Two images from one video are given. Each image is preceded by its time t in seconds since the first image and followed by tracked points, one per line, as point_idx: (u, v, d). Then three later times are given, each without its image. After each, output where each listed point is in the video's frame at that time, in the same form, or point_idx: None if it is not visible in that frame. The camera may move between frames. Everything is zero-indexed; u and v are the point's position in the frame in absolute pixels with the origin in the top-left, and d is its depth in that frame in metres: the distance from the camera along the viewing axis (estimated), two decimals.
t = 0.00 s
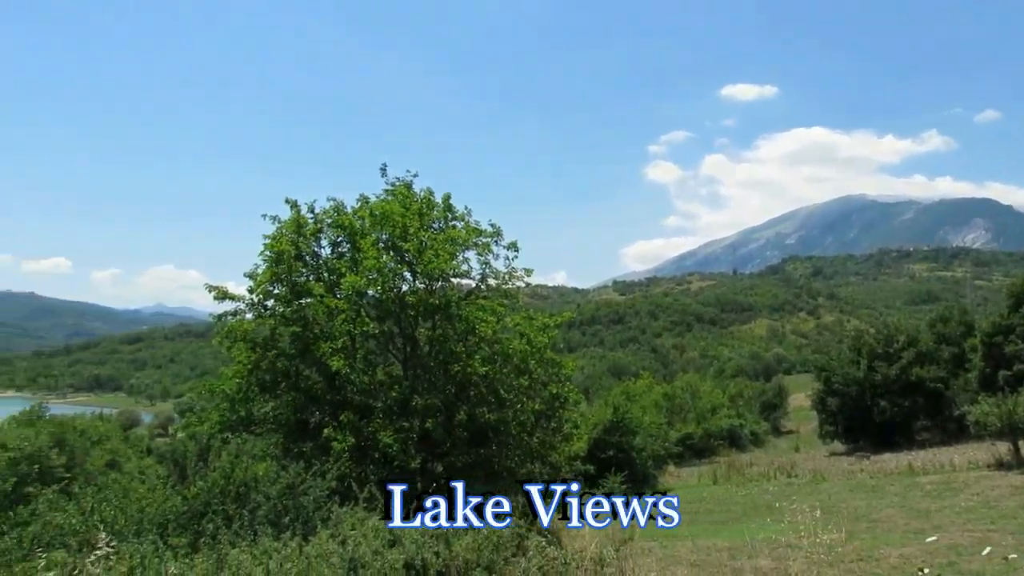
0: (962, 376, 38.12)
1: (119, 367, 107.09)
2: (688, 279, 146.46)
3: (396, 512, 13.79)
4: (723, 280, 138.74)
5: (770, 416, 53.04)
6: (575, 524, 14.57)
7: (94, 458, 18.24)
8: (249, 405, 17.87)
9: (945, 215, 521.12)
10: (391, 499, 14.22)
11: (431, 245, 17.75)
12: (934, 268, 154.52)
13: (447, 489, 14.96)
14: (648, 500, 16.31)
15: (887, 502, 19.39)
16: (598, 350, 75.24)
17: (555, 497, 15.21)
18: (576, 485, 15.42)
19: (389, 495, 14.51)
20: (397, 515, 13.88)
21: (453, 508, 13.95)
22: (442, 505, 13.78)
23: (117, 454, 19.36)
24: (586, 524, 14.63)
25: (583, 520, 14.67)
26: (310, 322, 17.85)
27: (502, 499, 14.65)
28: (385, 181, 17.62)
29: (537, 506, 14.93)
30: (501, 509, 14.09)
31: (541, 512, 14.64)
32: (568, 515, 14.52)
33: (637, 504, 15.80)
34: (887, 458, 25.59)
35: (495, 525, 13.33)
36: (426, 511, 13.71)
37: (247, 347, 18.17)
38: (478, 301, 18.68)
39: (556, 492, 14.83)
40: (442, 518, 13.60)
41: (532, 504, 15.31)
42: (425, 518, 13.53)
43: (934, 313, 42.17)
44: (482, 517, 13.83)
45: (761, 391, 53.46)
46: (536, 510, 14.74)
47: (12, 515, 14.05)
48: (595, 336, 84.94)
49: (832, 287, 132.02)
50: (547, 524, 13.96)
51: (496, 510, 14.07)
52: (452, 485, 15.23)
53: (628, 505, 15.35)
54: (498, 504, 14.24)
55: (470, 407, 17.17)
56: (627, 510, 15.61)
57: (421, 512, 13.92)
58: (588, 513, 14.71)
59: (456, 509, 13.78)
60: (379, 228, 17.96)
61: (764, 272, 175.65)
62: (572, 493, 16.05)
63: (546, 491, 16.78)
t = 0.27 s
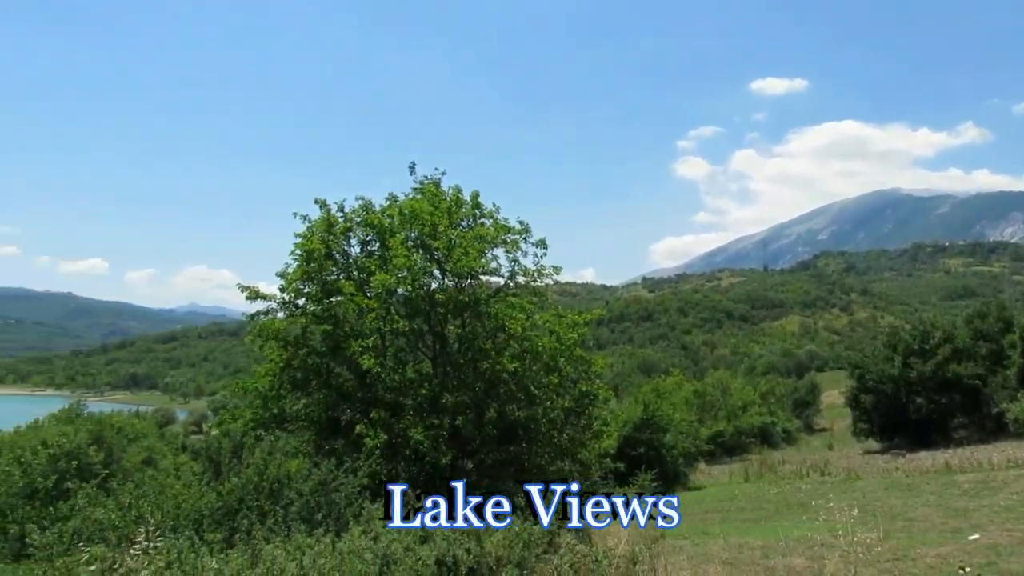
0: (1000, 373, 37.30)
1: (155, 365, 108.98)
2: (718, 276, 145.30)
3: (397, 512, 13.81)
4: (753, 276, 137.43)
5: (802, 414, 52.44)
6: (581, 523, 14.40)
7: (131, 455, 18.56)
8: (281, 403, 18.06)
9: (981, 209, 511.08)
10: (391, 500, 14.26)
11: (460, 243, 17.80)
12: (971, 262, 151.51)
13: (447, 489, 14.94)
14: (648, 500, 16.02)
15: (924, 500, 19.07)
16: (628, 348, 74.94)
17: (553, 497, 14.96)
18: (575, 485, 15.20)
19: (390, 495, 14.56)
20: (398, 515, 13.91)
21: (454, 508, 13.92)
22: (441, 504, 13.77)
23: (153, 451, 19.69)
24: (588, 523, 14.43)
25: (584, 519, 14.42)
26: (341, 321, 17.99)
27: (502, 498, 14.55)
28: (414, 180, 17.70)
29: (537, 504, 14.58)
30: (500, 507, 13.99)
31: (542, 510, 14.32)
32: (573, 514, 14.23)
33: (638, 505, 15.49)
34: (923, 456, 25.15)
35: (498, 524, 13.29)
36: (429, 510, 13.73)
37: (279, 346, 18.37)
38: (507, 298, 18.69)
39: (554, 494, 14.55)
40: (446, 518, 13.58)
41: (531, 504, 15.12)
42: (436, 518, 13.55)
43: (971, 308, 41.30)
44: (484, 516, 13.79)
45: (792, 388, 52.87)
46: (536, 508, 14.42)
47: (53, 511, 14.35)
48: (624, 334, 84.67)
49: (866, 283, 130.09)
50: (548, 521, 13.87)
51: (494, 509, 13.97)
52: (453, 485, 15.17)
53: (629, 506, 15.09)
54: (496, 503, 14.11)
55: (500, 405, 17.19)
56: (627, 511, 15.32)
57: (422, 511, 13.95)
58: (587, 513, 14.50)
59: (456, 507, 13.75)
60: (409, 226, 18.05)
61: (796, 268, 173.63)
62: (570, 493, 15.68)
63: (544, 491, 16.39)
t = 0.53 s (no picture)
0: None
1: (192, 359, 111.01)
2: (751, 269, 143.76)
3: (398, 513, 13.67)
4: (788, 270, 135.75)
5: (838, 409, 51.72)
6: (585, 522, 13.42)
7: (170, 447, 18.92)
8: (315, 397, 18.23)
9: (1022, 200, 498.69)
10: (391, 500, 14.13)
11: (492, 237, 17.79)
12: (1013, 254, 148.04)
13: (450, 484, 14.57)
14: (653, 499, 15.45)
15: (965, 497, 18.69)
16: (660, 342, 74.58)
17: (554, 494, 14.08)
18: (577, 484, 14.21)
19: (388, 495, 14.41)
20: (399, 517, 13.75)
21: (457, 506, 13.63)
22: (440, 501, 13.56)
23: (191, 443, 20.03)
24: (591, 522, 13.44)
25: (585, 516, 13.53)
26: (374, 316, 18.10)
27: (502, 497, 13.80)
28: (445, 175, 17.73)
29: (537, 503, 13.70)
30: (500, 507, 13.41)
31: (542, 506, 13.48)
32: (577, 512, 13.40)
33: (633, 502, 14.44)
34: (964, 452, 24.66)
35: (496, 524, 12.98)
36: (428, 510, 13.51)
37: (313, 341, 18.53)
38: (539, 293, 18.66)
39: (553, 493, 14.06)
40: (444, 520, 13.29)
41: (530, 504, 14.42)
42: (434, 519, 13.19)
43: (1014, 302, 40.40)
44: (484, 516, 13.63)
45: (828, 383, 52.18)
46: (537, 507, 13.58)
47: (97, 502, 14.69)
48: (656, 328, 84.25)
49: (904, 276, 127.80)
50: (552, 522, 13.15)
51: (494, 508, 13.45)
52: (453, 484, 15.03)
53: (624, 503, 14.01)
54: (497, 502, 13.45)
55: (532, 399, 17.16)
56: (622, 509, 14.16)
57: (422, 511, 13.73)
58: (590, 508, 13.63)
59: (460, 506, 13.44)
60: (440, 221, 18.08)
61: (831, 261, 171.16)
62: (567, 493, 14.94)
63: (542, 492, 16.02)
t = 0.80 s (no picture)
0: None
1: (240, 355, 113.40)
2: (796, 263, 141.56)
3: (398, 513, 13.67)
4: (834, 264, 133.29)
5: (888, 405, 50.65)
6: (585, 523, 12.83)
7: (220, 441, 19.32)
8: (361, 392, 18.43)
9: None
10: (392, 500, 14.14)
11: (535, 233, 17.80)
12: None
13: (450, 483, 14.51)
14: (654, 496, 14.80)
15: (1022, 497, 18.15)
16: (703, 337, 73.97)
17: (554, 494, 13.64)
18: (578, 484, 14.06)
19: (388, 495, 14.38)
20: (399, 516, 13.74)
21: (456, 505, 13.57)
22: (441, 502, 13.54)
23: (239, 438, 20.44)
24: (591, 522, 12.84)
25: (585, 516, 12.93)
26: (417, 312, 18.25)
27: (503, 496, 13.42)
28: (487, 172, 17.79)
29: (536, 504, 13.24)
30: (501, 506, 13.14)
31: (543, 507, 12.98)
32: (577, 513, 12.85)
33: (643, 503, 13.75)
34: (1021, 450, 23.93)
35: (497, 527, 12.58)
36: (429, 509, 13.47)
37: (358, 337, 18.74)
38: (581, 288, 18.62)
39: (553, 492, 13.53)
40: (446, 518, 13.26)
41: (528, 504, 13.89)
42: (434, 517, 13.20)
43: None
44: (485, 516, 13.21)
45: (877, 378, 51.14)
46: (536, 506, 12.98)
47: (151, 494, 15.08)
48: (699, 323, 83.48)
49: (956, 269, 124.53)
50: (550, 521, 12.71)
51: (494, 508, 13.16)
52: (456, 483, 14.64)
53: (634, 505, 13.05)
54: (497, 501, 13.12)
55: (575, 395, 17.15)
56: (632, 511, 13.13)
57: (422, 510, 13.70)
58: (590, 508, 12.98)
59: (460, 505, 13.35)
60: (482, 218, 18.14)
61: (879, 254, 167.57)
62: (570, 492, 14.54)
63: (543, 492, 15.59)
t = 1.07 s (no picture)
0: None
1: (286, 353, 115.34)
2: (843, 258, 138.96)
3: (399, 512, 13.62)
4: (883, 258, 130.47)
5: (940, 403, 49.47)
6: (585, 523, 12.33)
7: (267, 438, 19.63)
8: (405, 389, 18.55)
9: None
10: (393, 501, 13.99)
11: (577, 229, 17.73)
12: None
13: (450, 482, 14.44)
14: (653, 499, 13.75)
15: None
16: (747, 333, 73.09)
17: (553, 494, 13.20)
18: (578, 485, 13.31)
19: (388, 494, 14.49)
20: (400, 516, 13.69)
21: (456, 505, 13.56)
22: (441, 502, 13.53)
23: (286, 434, 20.75)
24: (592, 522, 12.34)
25: (585, 517, 12.44)
26: (460, 309, 18.30)
27: (503, 497, 12.87)
28: (529, 168, 17.77)
29: (536, 504, 12.86)
30: (501, 506, 12.64)
31: (543, 508, 12.63)
32: (577, 512, 12.34)
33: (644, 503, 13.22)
34: None
35: (496, 524, 12.18)
36: (429, 509, 13.46)
37: (402, 335, 18.87)
38: (624, 285, 18.51)
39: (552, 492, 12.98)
40: (445, 519, 13.09)
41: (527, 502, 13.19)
42: (434, 517, 13.09)
43: None
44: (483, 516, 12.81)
45: (928, 375, 49.99)
46: (536, 507, 12.66)
47: (202, 489, 15.37)
48: (743, 319, 82.64)
49: (1011, 262, 120.92)
50: (550, 522, 12.31)
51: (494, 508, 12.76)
52: (453, 485, 14.13)
53: (635, 505, 12.61)
54: (498, 501, 12.71)
55: (619, 393, 17.08)
56: (633, 511, 12.73)
57: (424, 511, 13.61)
58: (590, 509, 12.55)
59: (461, 505, 13.26)
60: (524, 215, 18.13)
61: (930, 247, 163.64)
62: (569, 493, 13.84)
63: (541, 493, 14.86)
